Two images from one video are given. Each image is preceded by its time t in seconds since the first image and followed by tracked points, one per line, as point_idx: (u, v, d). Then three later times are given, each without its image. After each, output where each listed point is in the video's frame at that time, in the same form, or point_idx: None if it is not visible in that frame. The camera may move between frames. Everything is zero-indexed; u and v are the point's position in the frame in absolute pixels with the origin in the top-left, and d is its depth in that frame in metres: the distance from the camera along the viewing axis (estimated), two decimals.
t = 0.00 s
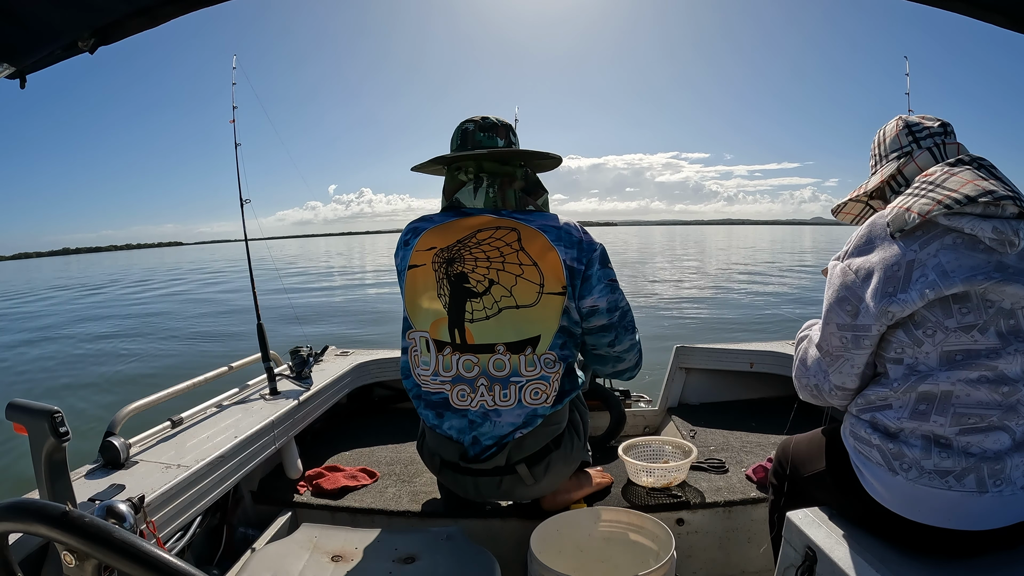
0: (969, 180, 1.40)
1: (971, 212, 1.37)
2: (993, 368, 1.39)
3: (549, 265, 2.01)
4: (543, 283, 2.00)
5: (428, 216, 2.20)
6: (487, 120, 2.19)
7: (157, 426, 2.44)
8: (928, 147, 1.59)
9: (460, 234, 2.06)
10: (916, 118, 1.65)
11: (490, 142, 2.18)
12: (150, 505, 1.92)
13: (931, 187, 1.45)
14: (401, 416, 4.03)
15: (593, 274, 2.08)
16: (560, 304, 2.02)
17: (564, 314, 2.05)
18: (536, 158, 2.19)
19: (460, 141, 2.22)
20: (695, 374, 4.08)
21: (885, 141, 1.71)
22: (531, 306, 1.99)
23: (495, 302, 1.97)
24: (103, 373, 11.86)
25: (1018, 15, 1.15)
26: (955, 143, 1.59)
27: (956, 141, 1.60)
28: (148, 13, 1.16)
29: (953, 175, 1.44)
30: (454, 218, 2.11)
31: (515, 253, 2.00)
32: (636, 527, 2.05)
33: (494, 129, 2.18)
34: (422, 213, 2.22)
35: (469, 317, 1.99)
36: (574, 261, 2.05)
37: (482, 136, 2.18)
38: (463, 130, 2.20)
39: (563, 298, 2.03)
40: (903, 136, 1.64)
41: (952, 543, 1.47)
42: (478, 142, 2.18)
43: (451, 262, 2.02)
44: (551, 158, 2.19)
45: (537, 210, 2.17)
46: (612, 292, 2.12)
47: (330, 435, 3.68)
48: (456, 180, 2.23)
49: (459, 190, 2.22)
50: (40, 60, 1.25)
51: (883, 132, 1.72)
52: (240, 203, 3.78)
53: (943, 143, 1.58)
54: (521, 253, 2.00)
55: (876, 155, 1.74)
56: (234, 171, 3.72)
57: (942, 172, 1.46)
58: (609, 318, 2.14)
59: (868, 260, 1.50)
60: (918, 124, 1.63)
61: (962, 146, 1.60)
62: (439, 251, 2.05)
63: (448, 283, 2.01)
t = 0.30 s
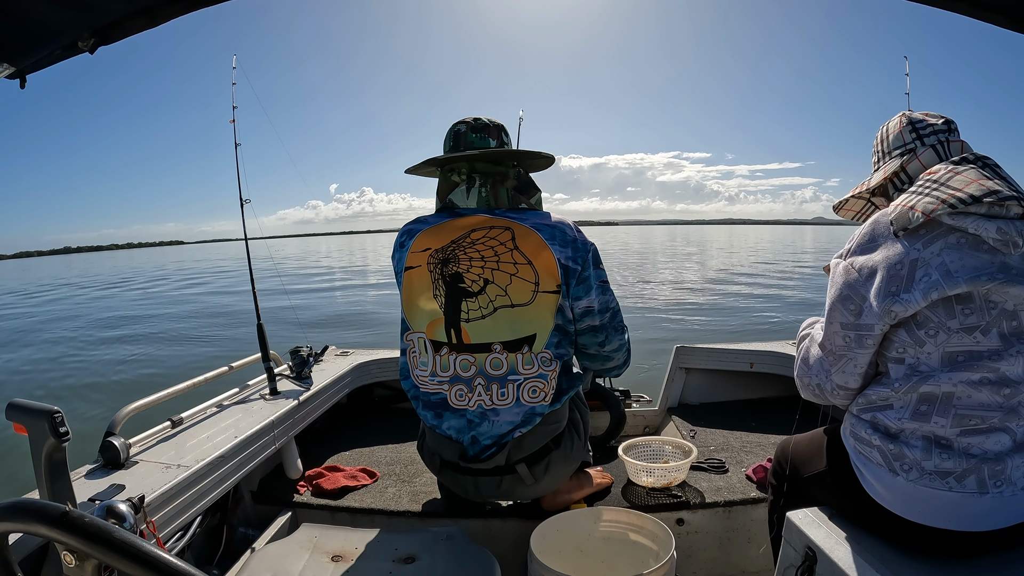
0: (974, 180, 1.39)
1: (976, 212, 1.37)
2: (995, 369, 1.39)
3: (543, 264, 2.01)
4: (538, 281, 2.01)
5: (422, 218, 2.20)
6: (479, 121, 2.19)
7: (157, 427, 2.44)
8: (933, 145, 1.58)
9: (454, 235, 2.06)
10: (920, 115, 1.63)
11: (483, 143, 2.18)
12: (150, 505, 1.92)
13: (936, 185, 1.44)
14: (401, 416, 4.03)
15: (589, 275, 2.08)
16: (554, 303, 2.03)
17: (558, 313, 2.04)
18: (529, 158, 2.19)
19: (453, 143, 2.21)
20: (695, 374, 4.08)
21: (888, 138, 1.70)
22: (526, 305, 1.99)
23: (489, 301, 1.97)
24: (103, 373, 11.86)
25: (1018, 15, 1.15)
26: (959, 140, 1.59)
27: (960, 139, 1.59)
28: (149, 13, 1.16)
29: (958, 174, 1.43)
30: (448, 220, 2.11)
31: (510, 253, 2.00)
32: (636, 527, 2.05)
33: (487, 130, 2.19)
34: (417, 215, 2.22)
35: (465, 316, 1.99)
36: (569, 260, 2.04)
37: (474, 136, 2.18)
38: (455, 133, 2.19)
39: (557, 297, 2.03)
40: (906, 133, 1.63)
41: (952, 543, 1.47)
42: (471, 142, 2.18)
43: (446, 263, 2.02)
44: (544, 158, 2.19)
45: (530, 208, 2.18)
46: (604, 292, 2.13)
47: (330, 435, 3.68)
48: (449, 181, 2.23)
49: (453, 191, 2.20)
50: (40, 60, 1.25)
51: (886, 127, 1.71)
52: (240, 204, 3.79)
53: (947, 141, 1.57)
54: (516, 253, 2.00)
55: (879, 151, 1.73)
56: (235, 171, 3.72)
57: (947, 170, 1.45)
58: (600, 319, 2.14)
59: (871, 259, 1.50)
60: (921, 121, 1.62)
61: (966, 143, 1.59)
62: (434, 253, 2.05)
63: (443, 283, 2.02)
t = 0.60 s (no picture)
0: (978, 180, 1.39)
1: (980, 213, 1.36)
2: (996, 373, 1.39)
3: (543, 265, 2.01)
4: (538, 282, 2.01)
5: (424, 215, 2.19)
6: (490, 121, 2.18)
7: (157, 426, 2.44)
8: (936, 142, 1.58)
9: (455, 234, 2.06)
10: (923, 113, 1.63)
11: (491, 144, 2.17)
12: (150, 505, 1.92)
13: (940, 185, 1.44)
14: (401, 416, 4.03)
15: (589, 278, 2.08)
16: (553, 304, 2.02)
17: (556, 314, 2.04)
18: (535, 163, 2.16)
19: (461, 141, 2.21)
20: (695, 374, 4.08)
21: (891, 135, 1.69)
22: (526, 305, 1.99)
23: (489, 300, 1.97)
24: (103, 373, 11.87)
25: (1018, 16, 1.15)
26: (962, 138, 1.59)
27: (964, 136, 1.59)
28: (149, 13, 1.16)
29: (961, 173, 1.42)
30: (449, 218, 2.11)
31: (510, 253, 2.00)
32: (636, 527, 2.05)
33: (496, 130, 2.17)
34: (418, 213, 2.22)
35: (466, 314, 1.99)
36: (569, 262, 2.04)
37: (483, 137, 2.17)
38: (465, 131, 2.19)
39: (556, 298, 2.03)
40: (910, 130, 1.63)
41: (952, 544, 1.47)
42: (479, 142, 2.17)
43: (447, 261, 2.02)
44: (552, 163, 2.17)
45: (533, 211, 2.17)
46: (603, 295, 2.13)
47: (330, 435, 3.68)
48: (455, 179, 2.21)
49: (456, 189, 2.20)
50: (40, 60, 1.25)
51: (889, 125, 1.70)
52: (240, 203, 3.78)
53: (950, 138, 1.57)
54: (516, 253, 2.00)
55: (882, 148, 1.72)
56: (235, 171, 3.72)
57: (951, 168, 1.44)
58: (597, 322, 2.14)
59: (873, 259, 1.50)
60: (925, 119, 1.62)
61: (970, 141, 1.58)
62: (435, 251, 2.05)
63: (444, 280, 2.02)
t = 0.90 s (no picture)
0: (986, 180, 1.38)
1: (987, 213, 1.36)
2: (1000, 375, 1.39)
3: (555, 268, 2.01)
4: (547, 283, 2.00)
5: (433, 212, 2.19)
6: (502, 121, 2.15)
7: (157, 427, 2.44)
8: (943, 140, 1.56)
9: (466, 232, 2.05)
10: (929, 110, 1.62)
11: (503, 144, 2.15)
12: (151, 505, 1.92)
13: (946, 184, 1.43)
14: (401, 416, 4.04)
15: (594, 277, 2.08)
16: (561, 305, 2.03)
17: (564, 315, 2.05)
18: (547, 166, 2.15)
19: (472, 139, 2.19)
20: (695, 374, 4.08)
21: (896, 132, 1.68)
22: (536, 306, 1.99)
23: (496, 300, 1.98)
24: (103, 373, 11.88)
25: (1018, 15, 1.15)
26: (969, 136, 1.58)
27: (971, 134, 1.58)
28: (148, 13, 1.16)
29: (968, 173, 1.42)
30: (459, 217, 2.10)
31: (521, 253, 2.00)
32: (636, 527, 2.05)
33: (508, 130, 2.15)
34: (427, 209, 2.22)
35: (474, 313, 1.99)
36: (576, 263, 2.05)
37: (495, 136, 2.15)
38: (478, 129, 2.17)
39: (564, 300, 2.03)
40: (916, 128, 1.62)
41: (952, 545, 1.47)
42: (491, 142, 2.15)
43: (458, 258, 2.02)
44: (562, 165, 2.16)
45: (542, 212, 2.17)
46: (610, 295, 2.10)
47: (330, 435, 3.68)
48: (465, 177, 2.20)
49: (466, 188, 2.20)
50: (40, 60, 1.25)
51: (895, 122, 1.70)
52: (240, 203, 3.78)
53: (957, 136, 1.56)
54: (527, 253, 2.00)
55: (887, 145, 1.72)
56: (235, 171, 3.72)
57: (957, 168, 1.44)
58: (605, 322, 2.13)
59: (877, 257, 1.49)
60: (931, 116, 1.61)
61: (976, 139, 1.58)
62: (446, 248, 2.05)
63: (452, 278, 2.02)
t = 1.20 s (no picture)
0: (987, 180, 1.38)
1: (988, 214, 1.36)
2: (1001, 377, 1.39)
3: (555, 269, 2.01)
4: (548, 285, 2.00)
5: (435, 212, 2.19)
6: (509, 121, 2.15)
7: (157, 426, 2.44)
8: (944, 139, 1.56)
9: (467, 233, 2.05)
10: (930, 108, 1.62)
11: (509, 145, 2.15)
12: (150, 505, 1.92)
13: (948, 184, 1.43)
14: (401, 416, 4.04)
15: (596, 281, 2.08)
16: (561, 307, 2.03)
17: (564, 318, 2.06)
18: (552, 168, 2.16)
19: (479, 138, 2.18)
20: (695, 374, 4.08)
21: (897, 131, 1.68)
22: (537, 307, 1.99)
23: (498, 301, 1.98)
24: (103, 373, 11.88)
25: (1017, 15, 1.15)
26: (970, 135, 1.57)
27: (972, 134, 1.58)
28: (148, 13, 1.16)
29: (970, 173, 1.42)
30: (462, 217, 2.10)
31: (522, 255, 2.00)
32: (636, 527, 2.05)
33: (515, 131, 2.15)
34: (429, 208, 2.22)
35: (474, 313, 1.99)
36: (578, 266, 2.05)
37: (501, 136, 2.14)
38: (484, 129, 2.16)
39: (565, 302, 2.03)
40: (917, 127, 1.62)
41: (953, 546, 1.47)
42: (497, 142, 2.14)
43: (459, 259, 2.02)
44: (566, 168, 2.16)
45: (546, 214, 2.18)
46: (611, 301, 2.12)
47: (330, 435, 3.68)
48: (469, 177, 2.20)
49: (470, 187, 2.20)
50: (40, 60, 1.25)
51: (896, 121, 1.69)
52: (240, 203, 3.79)
53: (958, 136, 1.56)
54: (528, 255, 2.00)
55: (888, 144, 1.72)
56: (235, 171, 3.72)
57: (959, 168, 1.44)
58: (605, 326, 2.14)
59: (879, 257, 1.49)
60: (932, 115, 1.61)
61: (977, 138, 1.57)
62: (447, 248, 2.04)
63: (453, 279, 2.02)
